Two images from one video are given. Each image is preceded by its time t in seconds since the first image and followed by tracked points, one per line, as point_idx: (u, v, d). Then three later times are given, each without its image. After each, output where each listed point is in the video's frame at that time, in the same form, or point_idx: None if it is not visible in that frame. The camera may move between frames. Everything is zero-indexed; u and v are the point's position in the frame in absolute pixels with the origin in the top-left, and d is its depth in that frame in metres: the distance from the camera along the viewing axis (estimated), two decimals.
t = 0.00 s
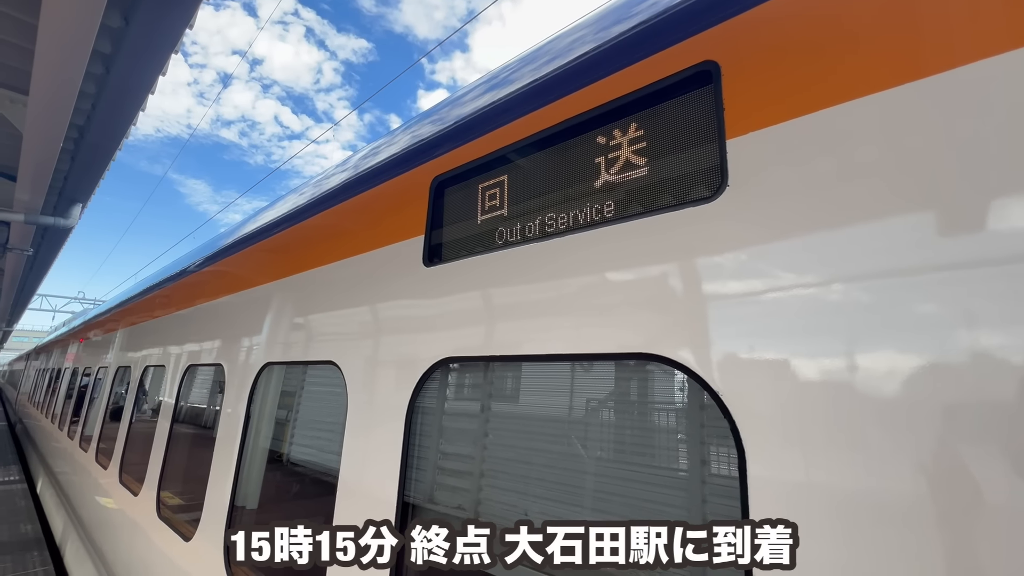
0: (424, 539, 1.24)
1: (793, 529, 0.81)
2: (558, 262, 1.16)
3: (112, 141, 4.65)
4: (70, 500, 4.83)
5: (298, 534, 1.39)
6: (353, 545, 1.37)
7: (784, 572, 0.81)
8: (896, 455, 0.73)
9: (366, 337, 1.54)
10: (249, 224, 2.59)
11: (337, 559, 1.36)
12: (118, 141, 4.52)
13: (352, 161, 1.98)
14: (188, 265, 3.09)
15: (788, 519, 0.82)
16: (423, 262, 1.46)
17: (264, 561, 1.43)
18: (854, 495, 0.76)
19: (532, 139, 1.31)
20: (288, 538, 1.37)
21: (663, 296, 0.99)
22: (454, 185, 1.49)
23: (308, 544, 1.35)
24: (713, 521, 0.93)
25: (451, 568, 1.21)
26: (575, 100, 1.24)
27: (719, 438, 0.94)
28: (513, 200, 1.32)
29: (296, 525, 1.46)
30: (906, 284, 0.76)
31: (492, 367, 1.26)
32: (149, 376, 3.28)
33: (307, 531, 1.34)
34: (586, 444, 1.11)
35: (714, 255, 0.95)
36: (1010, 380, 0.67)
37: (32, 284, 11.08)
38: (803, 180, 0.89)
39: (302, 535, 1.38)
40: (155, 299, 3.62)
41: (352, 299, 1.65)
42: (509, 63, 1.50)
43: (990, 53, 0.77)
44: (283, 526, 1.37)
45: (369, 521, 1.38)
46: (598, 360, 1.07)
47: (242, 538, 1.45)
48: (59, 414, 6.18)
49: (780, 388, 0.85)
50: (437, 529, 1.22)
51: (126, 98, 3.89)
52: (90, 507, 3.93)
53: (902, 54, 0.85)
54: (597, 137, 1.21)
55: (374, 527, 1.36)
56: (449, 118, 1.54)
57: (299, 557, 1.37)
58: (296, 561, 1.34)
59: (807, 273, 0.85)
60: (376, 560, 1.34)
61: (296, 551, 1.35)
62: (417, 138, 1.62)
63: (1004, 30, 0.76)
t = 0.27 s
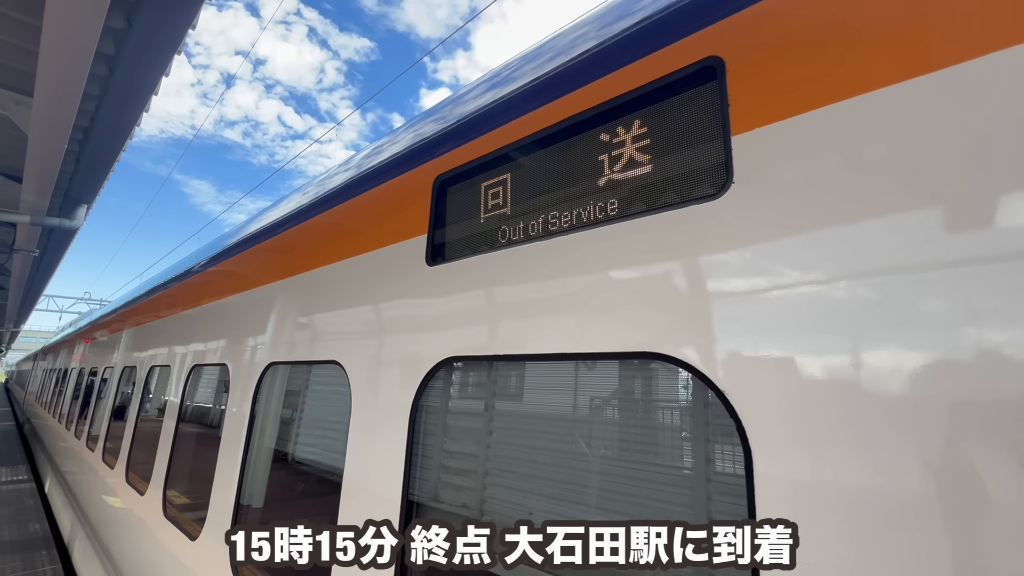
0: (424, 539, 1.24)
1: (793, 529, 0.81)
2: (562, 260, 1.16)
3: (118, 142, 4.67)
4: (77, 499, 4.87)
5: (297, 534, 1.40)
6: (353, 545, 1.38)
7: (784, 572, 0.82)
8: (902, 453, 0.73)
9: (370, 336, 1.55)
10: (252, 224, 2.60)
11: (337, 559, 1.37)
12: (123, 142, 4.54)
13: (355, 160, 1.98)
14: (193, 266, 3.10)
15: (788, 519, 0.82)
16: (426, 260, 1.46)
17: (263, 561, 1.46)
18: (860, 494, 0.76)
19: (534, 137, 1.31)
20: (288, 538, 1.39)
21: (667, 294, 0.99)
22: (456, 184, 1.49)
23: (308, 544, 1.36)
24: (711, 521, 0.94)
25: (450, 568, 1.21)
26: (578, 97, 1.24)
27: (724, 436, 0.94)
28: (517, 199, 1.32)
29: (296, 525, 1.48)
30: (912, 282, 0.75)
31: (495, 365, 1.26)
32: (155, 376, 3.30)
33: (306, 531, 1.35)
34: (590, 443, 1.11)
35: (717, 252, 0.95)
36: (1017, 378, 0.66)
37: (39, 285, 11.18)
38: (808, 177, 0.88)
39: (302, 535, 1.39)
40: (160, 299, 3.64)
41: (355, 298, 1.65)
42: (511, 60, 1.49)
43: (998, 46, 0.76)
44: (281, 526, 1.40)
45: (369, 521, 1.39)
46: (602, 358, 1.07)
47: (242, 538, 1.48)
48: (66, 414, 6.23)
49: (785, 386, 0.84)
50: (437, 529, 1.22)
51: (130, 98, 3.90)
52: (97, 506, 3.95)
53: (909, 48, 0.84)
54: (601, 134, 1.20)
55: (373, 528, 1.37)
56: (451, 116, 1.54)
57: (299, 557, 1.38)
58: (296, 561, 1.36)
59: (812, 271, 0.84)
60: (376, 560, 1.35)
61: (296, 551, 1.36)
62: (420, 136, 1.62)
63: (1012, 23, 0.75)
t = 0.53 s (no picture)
0: (424, 539, 1.26)
1: (793, 529, 0.82)
2: (568, 257, 1.16)
3: (124, 144, 4.70)
4: (88, 497, 4.91)
5: (297, 533, 1.42)
6: (353, 545, 1.38)
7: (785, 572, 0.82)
8: (911, 449, 0.72)
9: (376, 335, 1.55)
10: (258, 224, 2.61)
11: (337, 559, 1.38)
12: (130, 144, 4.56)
13: (360, 159, 1.99)
14: (200, 266, 3.12)
15: (788, 519, 0.82)
16: (431, 259, 1.46)
17: (263, 560, 1.49)
18: (869, 491, 0.75)
19: (539, 134, 1.31)
20: (288, 538, 1.42)
21: (672, 291, 0.99)
22: (461, 182, 1.49)
23: (308, 544, 1.38)
24: (711, 522, 0.95)
25: (450, 568, 1.22)
26: (583, 94, 1.23)
27: (731, 433, 0.93)
28: (522, 196, 1.32)
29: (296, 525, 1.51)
30: (921, 277, 0.75)
31: (500, 363, 1.26)
32: (163, 375, 3.32)
33: (305, 531, 1.37)
34: (596, 440, 1.11)
35: (722, 249, 0.95)
36: None
37: (48, 286, 11.27)
38: (815, 172, 0.88)
39: (301, 535, 1.41)
40: (167, 299, 3.67)
41: (361, 297, 1.66)
42: (515, 58, 1.49)
43: (1008, 39, 0.75)
44: (282, 527, 1.43)
45: (369, 521, 1.40)
46: (607, 356, 1.07)
47: (242, 538, 1.53)
48: (76, 413, 6.28)
49: (792, 383, 0.84)
50: (437, 529, 1.24)
51: (136, 99, 3.91)
52: (107, 505, 3.99)
53: (917, 41, 0.83)
54: (606, 130, 1.20)
55: (373, 528, 1.38)
56: (455, 114, 1.54)
57: (299, 557, 1.40)
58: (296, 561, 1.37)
59: (819, 267, 0.84)
60: (376, 560, 1.36)
61: (295, 551, 1.39)
62: (424, 135, 1.62)
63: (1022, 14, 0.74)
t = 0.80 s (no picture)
0: (424, 540, 1.28)
1: (793, 529, 0.82)
2: (574, 254, 1.15)
3: (133, 144, 4.73)
4: (101, 494, 4.97)
5: (296, 533, 1.44)
6: (353, 545, 1.39)
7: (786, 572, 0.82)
8: (922, 444, 0.72)
9: (383, 333, 1.56)
10: (265, 223, 2.62)
11: (337, 558, 1.39)
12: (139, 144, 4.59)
13: (365, 158, 1.99)
14: (208, 265, 3.14)
15: (788, 519, 0.83)
16: (437, 256, 1.47)
17: (263, 560, 1.52)
18: (878, 487, 0.75)
19: (544, 130, 1.31)
20: (288, 538, 1.44)
21: (679, 287, 0.98)
22: (466, 179, 1.49)
23: (308, 544, 1.38)
24: (711, 521, 0.96)
25: (450, 567, 1.23)
26: (588, 89, 1.23)
27: (738, 429, 0.93)
28: (528, 193, 1.32)
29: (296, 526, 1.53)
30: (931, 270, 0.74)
31: (507, 360, 1.26)
32: (173, 374, 3.35)
33: (306, 531, 1.38)
34: (603, 437, 1.11)
35: (729, 244, 0.94)
36: None
37: (58, 287, 11.40)
38: (823, 165, 0.87)
39: (301, 535, 1.43)
40: (176, 299, 3.70)
41: (367, 295, 1.66)
42: (519, 54, 1.49)
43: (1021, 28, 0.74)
44: (281, 527, 1.45)
45: (370, 522, 1.42)
46: (613, 352, 1.07)
47: (242, 538, 1.58)
48: (89, 411, 6.35)
49: (801, 378, 0.83)
50: (437, 529, 1.25)
51: (144, 100, 3.94)
52: (119, 502, 4.03)
53: (927, 32, 0.82)
54: (611, 126, 1.19)
55: (373, 528, 1.39)
56: (459, 112, 1.54)
57: (299, 557, 1.42)
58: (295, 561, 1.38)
59: (827, 262, 0.83)
60: (376, 560, 1.38)
61: (295, 551, 1.40)
62: (429, 132, 1.62)
63: None
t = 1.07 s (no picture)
0: (425, 540, 1.31)
1: (793, 529, 0.83)
2: (581, 249, 1.15)
3: (142, 145, 4.76)
4: (115, 491, 5.04)
5: (297, 534, 1.50)
6: (353, 545, 1.41)
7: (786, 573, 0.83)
8: (935, 438, 0.71)
9: (391, 330, 1.56)
10: (272, 221, 2.64)
11: (337, 559, 1.40)
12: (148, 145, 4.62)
13: (371, 155, 1.99)
14: (217, 264, 3.17)
15: (788, 520, 0.83)
16: (444, 253, 1.47)
17: (264, 560, 1.58)
18: (890, 482, 0.74)
19: (549, 125, 1.30)
20: (288, 538, 1.49)
21: (686, 282, 0.98)
22: (472, 176, 1.49)
23: (308, 544, 1.41)
24: (711, 522, 0.97)
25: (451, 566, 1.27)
26: (594, 83, 1.22)
27: (748, 425, 0.93)
28: (534, 188, 1.31)
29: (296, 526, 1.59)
30: (944, 263, 0.73)
31: (515, 356, 1.27)
32: (184, 372, 3.39)
33: (306, 531, 1.42)
34: (611, 433, 1.11)
35: (737, 238, 0.93)
36: None
37: (71, 287, 11.54)
38: (833, 157, 0.86)
39: (301, 536, 1.48)
40: (186, 298, 3.74)
41: (375, 292, 1.67)
42: (524, 49, 1.48)
43: None
44: (284, 528, 1.49)
45: (370, 522, 1.43)
46: (621, 347, 1.07)
47: (242, 538, 1.62)
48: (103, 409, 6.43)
49: (811, 373, 0.83)
50: (437, 529, 1.29)
51: (152, 101, 3.96)
52: (133, 499, 4.09)
53: (940, 20, 0.80)
54: (618, 119, 1.19)
55: (373, 528, 1.41)
56: (464, 108, 1.54)
57: (298, 557, 1.47)
58: (295, 560, 1.43)
59: (837, 255, 0.82)
60: (376, 560, 1.40)
61: (295, 551, 1.46)
62: (434, 129, 1.62)
63: None
